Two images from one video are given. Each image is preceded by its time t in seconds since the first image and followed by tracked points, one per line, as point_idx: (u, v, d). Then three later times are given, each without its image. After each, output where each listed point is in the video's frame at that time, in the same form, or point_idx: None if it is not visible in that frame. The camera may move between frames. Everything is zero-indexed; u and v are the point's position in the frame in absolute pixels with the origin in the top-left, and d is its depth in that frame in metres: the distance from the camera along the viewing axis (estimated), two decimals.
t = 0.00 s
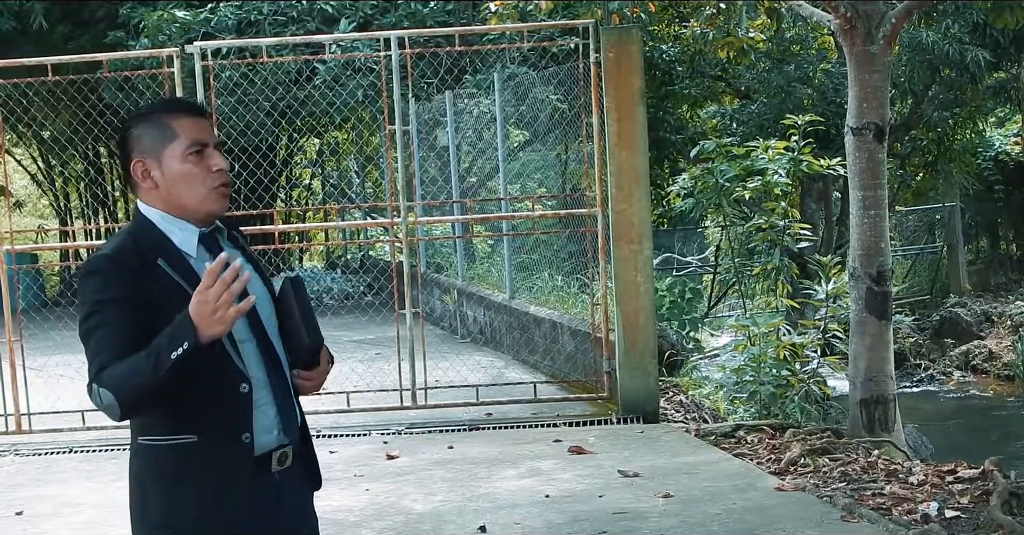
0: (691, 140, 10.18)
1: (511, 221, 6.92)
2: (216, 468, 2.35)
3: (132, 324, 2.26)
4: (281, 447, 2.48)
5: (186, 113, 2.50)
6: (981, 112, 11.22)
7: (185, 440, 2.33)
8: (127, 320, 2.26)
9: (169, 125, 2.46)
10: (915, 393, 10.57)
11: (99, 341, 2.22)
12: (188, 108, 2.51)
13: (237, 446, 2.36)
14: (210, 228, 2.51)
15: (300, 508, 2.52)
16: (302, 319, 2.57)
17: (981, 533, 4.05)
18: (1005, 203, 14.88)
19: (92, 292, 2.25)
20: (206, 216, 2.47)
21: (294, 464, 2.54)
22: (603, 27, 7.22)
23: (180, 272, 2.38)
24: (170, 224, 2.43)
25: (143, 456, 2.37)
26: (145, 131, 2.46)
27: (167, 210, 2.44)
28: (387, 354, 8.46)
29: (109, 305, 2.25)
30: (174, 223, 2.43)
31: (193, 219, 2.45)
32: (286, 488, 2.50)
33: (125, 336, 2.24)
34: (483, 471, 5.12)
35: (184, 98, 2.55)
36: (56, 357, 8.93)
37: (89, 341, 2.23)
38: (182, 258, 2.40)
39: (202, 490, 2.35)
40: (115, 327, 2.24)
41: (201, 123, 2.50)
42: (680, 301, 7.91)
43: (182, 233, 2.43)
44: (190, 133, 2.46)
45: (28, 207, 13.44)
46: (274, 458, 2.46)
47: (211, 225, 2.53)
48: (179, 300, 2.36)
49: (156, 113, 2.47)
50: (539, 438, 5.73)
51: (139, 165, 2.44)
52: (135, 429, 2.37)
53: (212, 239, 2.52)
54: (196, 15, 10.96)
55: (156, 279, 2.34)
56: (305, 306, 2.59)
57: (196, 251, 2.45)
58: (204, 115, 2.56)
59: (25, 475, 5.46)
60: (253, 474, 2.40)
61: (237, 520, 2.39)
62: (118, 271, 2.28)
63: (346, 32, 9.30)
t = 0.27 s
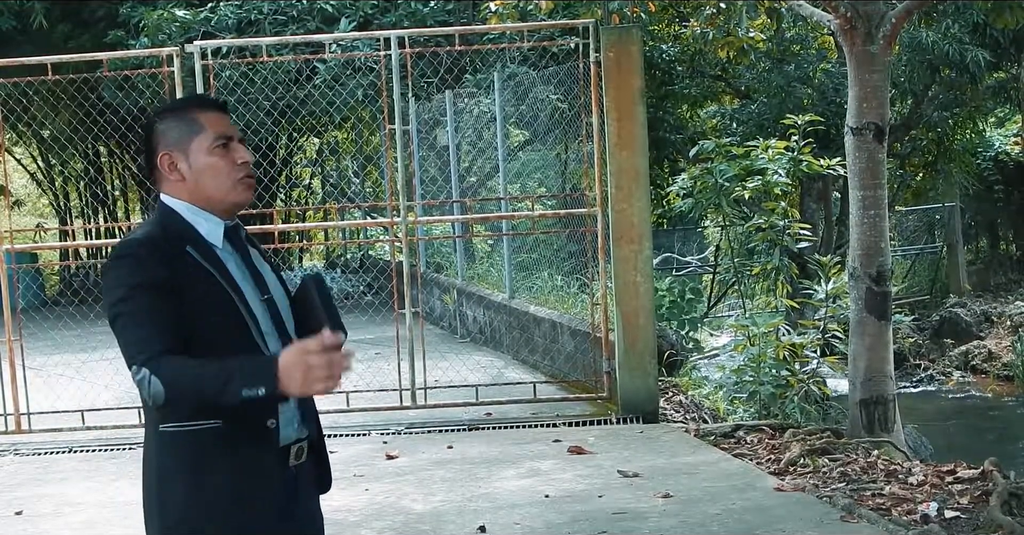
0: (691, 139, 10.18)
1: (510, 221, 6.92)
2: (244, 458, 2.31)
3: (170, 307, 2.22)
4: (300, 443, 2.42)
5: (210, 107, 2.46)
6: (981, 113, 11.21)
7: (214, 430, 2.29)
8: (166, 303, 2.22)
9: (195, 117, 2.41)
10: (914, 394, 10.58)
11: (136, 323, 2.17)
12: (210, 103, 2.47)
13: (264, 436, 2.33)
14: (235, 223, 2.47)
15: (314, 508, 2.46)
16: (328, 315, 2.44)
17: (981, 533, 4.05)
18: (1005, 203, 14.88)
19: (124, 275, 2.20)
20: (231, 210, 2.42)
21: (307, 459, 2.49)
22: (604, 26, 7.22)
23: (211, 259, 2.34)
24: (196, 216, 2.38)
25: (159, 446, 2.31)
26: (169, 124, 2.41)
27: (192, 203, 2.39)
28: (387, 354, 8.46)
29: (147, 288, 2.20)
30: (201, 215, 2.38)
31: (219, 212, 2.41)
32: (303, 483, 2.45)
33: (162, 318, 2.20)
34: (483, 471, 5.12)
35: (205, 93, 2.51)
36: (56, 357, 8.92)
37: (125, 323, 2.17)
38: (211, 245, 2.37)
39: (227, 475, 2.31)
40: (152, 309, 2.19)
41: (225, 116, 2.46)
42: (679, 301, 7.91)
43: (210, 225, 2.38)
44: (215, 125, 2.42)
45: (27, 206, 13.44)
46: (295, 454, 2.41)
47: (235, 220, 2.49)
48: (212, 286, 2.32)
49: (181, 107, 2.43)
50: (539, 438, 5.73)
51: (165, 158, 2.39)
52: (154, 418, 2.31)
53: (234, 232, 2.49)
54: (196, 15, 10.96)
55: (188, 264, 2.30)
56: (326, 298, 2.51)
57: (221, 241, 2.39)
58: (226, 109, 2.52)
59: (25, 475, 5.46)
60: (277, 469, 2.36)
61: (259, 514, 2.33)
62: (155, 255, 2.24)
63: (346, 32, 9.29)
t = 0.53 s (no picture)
0: (691, 141, 10.17)
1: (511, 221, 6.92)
2: (255, 460, 2.42)
3: (198, 308, 2.30)
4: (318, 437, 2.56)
5: (247, 107, 2.53)
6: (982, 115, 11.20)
7: (232, 425, 2.39)
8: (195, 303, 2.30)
9: (233, 116, 2.48)
10: (914, 395, 10.57)
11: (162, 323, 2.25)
12: (246, 102, 2.54)
13: (282, 435, 2.44)
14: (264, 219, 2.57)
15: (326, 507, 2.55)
16: (352, 322, 2.67)
17: None
18: (1005, 205, 14.89)
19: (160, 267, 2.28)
20: (264, 207, 2.53)
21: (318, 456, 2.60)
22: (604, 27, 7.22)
23: (245, 257, 2.43)
24: (230, 213, 2.47)
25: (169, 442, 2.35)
26: (207, 121, 2.48)
27: (227, 199, 2.48)
28: (386, 354, 8.45)
29: (179, 289, 2.28)
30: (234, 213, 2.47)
31: (253, 210, 2.51)
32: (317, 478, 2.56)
33: (188, 319, 2.27)
34: (482, 472, 5.12)
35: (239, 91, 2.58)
36: (55, 357, 8.90)
37: (152, 320, 2.26)
38: (244, 244, 2.46)
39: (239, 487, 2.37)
40: (179, 310, 2.27)
41: (260, 116, 2.54)
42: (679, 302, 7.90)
43: (242, 223, 2.48)
44: (253, 125, 2.50)
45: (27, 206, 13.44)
46: (312, 447, 2.54)
47: (264, 216, 2.59)
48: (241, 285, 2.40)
49: (219, 105, 2.49)
50: (539, 439, 5.73)
51: (204, 155, 2.46)
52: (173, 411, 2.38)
53: (264, 230, 2.59)
54: (197, 15, 10.97)
55: (220, 264, 2.38)
56: (350, 300, 2.70)
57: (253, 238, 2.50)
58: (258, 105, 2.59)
59: (24, 474, 5.45)
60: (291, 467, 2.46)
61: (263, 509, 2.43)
62: (189, 253, 2.31)
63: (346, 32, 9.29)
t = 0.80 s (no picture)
0: (691, 141, 10.17)
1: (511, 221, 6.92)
2: (264, 457, 2.42)
3: (217, 302, 2.30)
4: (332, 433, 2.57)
5: (280, 109, 2.52)
6: (982, 115, 11.19)
7: (246, 422, 2.39)
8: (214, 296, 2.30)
9: (267, 117, 2.47)
10: (914, 395, 10.58)
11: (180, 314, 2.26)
12: (279, 104, 2.53)
13: (293, 433, 2.43)
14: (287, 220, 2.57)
15: (337, 510, 2.53)
16: (364, 323, 2.68)
17: None
18: (1005, 205, 14.89)
19: (183, 262, 2.28)
20: (289, 209, 2.53)
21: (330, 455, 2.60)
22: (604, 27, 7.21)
23: (268, 254, 2.44)
24: (257, 213, 2.47)
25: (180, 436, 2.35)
26: (240, 120, 2.46)
27: (255, 199, 2.48)
28: (386, 354, 8.45)
29: (200, 280, 2.28)
30: (260, 214, 2.48)
31: (278, 210, 2.51)
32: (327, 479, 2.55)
33: (206, 312, 2.28)
34: (482, 472, 5.12)
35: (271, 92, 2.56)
36: (55, 356, 8.90)
37: (172, 310, 2.26)
38: (269, 243, 2.47)
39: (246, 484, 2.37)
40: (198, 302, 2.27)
41: (292, 119, 2.54)
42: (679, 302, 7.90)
43: (266, 225, 2.49)
44: (286, 128, 2.49)
45: (27, 205, 13.45)
46: (324, 443, 2.54)
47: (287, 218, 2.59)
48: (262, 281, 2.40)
49: (254, 106, 2.48)
50: (538, 439, 5.73)
51: (236, 154, 2.46)
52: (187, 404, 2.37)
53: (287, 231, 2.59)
54: (197, 14, 10.98)
55: (244, 259, 2.38)
56: (365, 306, 2.71)
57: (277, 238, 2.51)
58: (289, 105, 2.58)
59: (24, 474, 5.46)
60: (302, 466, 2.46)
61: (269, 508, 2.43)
62: (211, 246, 2.32)
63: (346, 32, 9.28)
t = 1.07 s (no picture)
0: (691, 142, 10.18)
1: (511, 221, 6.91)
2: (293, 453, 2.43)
3: (252, 297, 2.34)
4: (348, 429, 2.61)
5: (300, 111, 2.58)
6: (982, 115, 11.18)
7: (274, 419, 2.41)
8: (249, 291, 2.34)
9: (290, 118, 2.53)
10: (914, 396, 10.58)
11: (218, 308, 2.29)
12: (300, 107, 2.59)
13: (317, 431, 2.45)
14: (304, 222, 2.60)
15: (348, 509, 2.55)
16: (377, 324, 2.69)
17: None
18: (1005, 205, 14.89)
19: (214, 260, 2.31)
20: (309, 209, 2.56)
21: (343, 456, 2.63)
22: (604, 28, 7.22)
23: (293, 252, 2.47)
24: (278, 211, 2.49)
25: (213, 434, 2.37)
26: (262, 120, 2.51)
27: (276, 198, 2.50)
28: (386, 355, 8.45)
29: (233, 276, 2.31)
30: (282, 213, 2.50)
31: (297, 210, 2.54)
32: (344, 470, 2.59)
33: (241, 308, 2.31)
34: (482, 472, 5.12)
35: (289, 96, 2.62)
36: (56, 357, 8.90)
37: (206, 306, 2.30)
38: (292, 241, 2.50)
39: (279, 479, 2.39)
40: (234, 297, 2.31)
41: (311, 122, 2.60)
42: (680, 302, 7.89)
43: (288, 224, 2.51)
44: (307, 129, 2.55)
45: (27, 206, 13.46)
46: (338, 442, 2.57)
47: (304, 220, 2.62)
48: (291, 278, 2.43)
49: (276, 107, 2.53)
50: (538, 440, 5.73)
51: (260, 153, 2.50)
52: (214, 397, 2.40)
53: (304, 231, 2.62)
54: (197, 15, 10.99)
55: (274, 256, 2.41)
56: (377, 310, 2.72)
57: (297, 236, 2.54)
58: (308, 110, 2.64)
59: (24, 474, 5.46)
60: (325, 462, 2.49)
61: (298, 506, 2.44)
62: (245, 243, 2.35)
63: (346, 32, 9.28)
